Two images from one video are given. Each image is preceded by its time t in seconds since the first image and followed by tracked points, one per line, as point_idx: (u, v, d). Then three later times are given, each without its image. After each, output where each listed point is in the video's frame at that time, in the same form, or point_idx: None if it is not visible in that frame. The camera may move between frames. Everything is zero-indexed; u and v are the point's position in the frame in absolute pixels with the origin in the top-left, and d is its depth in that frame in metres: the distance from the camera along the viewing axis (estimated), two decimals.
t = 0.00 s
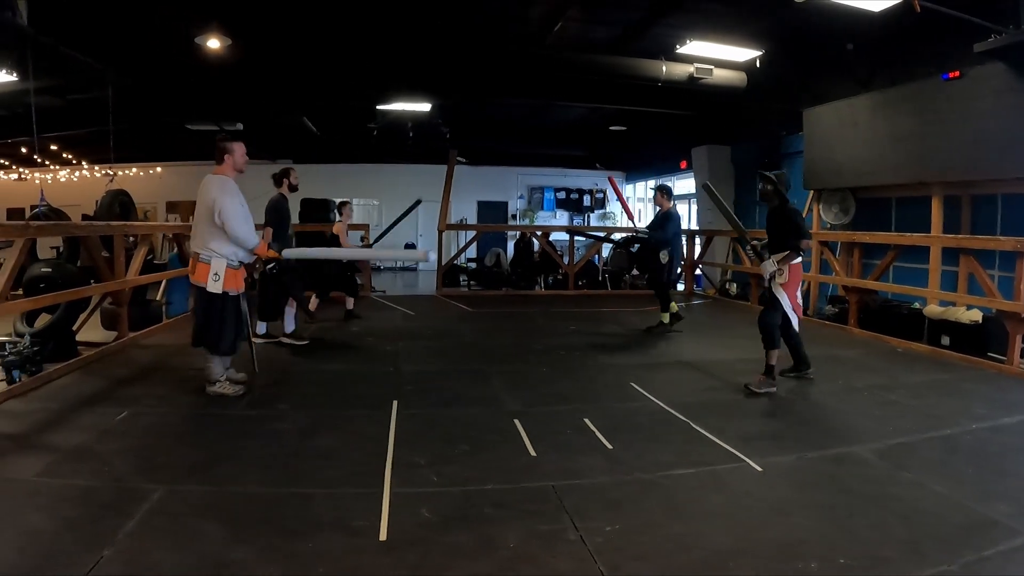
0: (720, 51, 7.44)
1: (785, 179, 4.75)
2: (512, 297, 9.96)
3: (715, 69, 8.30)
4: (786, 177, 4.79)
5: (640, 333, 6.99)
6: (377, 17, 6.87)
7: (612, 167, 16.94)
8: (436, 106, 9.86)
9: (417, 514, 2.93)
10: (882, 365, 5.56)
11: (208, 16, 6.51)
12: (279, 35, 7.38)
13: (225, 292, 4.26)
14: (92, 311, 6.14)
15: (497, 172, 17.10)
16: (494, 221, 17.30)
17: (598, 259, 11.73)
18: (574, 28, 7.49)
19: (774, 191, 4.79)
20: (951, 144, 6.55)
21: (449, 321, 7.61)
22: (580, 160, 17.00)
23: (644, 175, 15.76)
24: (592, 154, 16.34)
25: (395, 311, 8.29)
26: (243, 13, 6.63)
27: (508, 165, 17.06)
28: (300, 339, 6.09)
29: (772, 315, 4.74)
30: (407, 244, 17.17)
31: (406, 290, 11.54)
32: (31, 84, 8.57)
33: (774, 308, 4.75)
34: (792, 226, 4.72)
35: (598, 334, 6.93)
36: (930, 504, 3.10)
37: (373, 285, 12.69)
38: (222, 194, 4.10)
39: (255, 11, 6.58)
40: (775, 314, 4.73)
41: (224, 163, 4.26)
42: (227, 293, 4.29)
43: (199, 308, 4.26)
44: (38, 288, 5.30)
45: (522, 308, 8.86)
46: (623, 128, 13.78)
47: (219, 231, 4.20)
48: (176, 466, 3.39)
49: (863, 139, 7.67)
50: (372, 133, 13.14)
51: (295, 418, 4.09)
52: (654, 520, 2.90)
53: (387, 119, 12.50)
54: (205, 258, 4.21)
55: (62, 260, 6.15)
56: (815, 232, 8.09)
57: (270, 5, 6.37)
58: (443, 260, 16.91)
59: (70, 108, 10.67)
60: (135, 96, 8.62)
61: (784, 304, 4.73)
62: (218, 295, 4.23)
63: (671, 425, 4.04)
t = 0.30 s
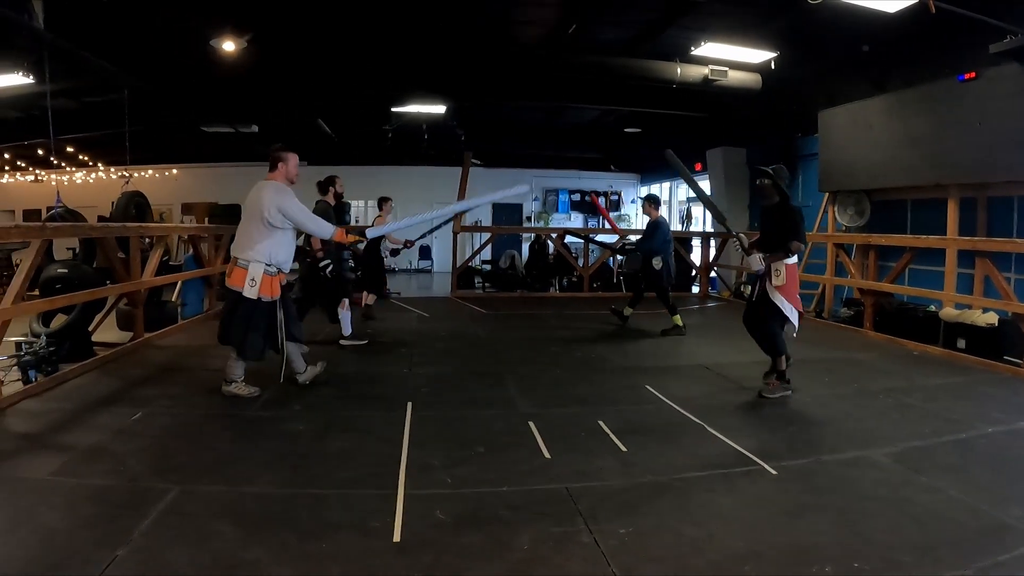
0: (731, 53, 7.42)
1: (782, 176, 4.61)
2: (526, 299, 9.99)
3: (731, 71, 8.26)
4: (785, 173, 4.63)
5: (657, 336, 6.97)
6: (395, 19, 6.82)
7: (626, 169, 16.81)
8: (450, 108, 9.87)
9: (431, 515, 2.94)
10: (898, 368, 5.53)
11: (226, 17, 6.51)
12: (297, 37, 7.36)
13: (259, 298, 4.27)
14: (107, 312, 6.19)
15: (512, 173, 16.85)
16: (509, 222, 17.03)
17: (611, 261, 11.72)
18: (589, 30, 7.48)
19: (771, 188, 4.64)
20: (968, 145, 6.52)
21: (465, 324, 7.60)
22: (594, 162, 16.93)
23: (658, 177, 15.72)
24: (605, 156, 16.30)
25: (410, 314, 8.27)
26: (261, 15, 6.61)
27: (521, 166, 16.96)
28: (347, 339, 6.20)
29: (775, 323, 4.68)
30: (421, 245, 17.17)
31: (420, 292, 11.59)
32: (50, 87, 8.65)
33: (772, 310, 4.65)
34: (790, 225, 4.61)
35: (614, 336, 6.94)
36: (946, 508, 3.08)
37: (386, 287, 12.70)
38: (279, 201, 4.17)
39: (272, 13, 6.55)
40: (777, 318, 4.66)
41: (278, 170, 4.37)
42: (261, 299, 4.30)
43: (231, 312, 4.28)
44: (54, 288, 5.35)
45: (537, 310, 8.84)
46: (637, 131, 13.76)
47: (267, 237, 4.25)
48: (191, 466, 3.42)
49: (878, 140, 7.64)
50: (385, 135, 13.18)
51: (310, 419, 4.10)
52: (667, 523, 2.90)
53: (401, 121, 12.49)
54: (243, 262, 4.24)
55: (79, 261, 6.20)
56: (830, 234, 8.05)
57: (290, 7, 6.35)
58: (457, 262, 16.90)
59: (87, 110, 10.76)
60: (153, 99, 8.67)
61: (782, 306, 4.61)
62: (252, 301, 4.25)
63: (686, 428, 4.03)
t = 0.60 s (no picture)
0: (742, 54, 7.39)
1: (763, 181, 4.50)
2: (538, 301, 9.99)
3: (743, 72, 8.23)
4: (766, 180, 4.53)
5: (669, 338, 6.95)
6: (410, 20, 6.79)
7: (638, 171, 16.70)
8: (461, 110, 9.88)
9: (442, 517, 2.95)
10: (910, 371, 5.51)
11: (240, 19, 6.51)
12: (312, 39, 7.35)
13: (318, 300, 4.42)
14: (119, 313, 6.24)
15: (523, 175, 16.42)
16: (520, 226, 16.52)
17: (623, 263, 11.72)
18: (600, 31, 7.48)
19: (751, 195, 4.56)
20: (980, 146, 6.50)
21: (478, 326, 7.57)
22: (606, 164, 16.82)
23: (669, 179, 15.65)
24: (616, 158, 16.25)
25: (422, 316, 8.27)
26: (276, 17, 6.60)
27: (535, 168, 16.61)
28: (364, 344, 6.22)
29: (768, 330, 4.50)
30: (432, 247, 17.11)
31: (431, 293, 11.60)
32: (64, 89, 8.71)
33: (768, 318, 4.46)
34: (768, 232, 4.47)
35: (627, 338, 6.93)
36: (956, 512, 3.07)
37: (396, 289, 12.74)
38: (337, 209, 4.40)
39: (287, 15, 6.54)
40: (772, 323, 4.49)
41: (335, 186, 4.61)
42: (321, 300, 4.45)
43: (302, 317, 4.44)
44: (67, 290, 5.39)
45: (547, 312, 8.83)
46: (649, 133, 13.72)
47: (322, 243, 4.42)
48: (202, 467, 3.43)
49: (889, 141, 7.65)
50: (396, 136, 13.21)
51: (322, 420, 4.12)
52: (678, 526, 2.89)
53: (413, 122, 12.50)
54: (300, 267, 4.36)
55: (92, 262, 6.24)
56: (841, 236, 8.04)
57: (306, 8, 6.34)
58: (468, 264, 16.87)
59: (100, 112, 10.82)
60: (167, 101, 8.70)
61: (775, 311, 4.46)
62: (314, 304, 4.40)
63: (698, 430, 4.02)
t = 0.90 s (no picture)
0: (748, 56, 7.38)
1: (728, 226, 4.39)
2: (545, 302, 10.00)
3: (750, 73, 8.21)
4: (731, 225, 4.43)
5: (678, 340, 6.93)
6: (419, 21, 6.77)
7: (646, 172, 16.60)
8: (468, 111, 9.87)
9: (449, 518, 2.95)
10: (918, 373, 5.48)
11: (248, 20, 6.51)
12: (321, 41, 7.33)
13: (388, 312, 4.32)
14: (128, 313, 6.27)
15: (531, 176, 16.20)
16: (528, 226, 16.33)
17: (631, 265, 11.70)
18: (608, 33, 7.47)
19: (718, 240, 4.46)
20: (989, 147, 6.48)
21: (485, 328, 7.55)
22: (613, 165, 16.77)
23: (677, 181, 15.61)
24: (625, 160, 16.22)
25: (429, 318, 8.26)
26: (284, 18, 6.59)
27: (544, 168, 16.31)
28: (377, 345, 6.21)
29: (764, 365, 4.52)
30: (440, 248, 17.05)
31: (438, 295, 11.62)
32: (73, 91, 8.75)
33: (755, 346, 4.45)
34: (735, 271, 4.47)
35: (634, 340, 6.92)
36: (964, 515, 3.06)
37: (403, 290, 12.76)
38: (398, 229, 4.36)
39: (295, 16, 6.54)
40: (760, 348, 4.50)
41: (388, 212, 4.53)
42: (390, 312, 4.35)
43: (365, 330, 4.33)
44: (76, 290, 5.42)
45: (555, 314, 8.80)
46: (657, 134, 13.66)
47: (382, 261, 4.35)
48: (209, 467, 3.45)
49: (897, 143, 7.64)
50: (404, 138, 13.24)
51: (329, 422, 4.13)
52: (686, 529, 2.89)
53: (420, 123, 12.49)
54: (363, 286, 4.26)
55: (100, 263, 6.27)
56: (849, 238, 8.02)
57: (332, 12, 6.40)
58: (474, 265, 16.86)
59: (109, 114, 10.88)
60: (176, 104, 8.72)
61: (761, 338, 4.48)
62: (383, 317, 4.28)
63: (705, 432, 4.02)
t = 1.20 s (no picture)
0: (751, 57, 7.38)
1: (748, 249, 4.38)
2: (549, 304, 10.00)
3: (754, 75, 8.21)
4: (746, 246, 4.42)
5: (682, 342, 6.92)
6: (424, 22, 6.75)
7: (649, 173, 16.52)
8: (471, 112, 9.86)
9: (452, 519, 2.96)
10: (922, 376, 5.47)
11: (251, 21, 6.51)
12: (324, 42, 7.31)
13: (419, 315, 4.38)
14: (132, 314, 6.29)
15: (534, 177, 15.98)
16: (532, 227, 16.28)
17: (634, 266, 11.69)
18: (612, 33, 7.45)
19: (735, 262, 4.44)
20: (994, 147, 6.46)
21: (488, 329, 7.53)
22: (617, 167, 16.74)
23: (681, 183, 15.59)
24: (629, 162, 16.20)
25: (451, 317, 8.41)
26: (288, 19, 6.58)
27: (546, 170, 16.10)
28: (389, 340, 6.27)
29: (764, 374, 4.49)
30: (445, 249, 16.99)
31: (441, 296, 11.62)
32: (77, 92, 8.76)
33: (751, 358, 4.41)
34: (745, 290, 4.45)
35: (638, 342, 6.92)
36: (967, 517, 3.05)
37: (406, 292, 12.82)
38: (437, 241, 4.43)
39: (299, 17, 6.52)
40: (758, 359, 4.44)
41: (429, 225, 4.62)
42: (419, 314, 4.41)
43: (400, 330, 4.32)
44: (80, 291, 5.43)
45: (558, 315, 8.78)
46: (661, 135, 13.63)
47: (418, 269, 4.38)
48: (212, 468, 3.45)
49: (899, 144, 7.65)
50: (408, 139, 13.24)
51: (332, 423, 4.13)
52: (689, 530, 2.89)
53: (424, 124, 12.48)
54: (397, 289, 4.25)
55: (103, 264, 6.27)
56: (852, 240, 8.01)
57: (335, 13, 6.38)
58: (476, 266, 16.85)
59: (112, 115, 10.90)
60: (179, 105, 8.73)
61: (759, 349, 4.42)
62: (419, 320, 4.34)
63: (708, 434, 4.02)
